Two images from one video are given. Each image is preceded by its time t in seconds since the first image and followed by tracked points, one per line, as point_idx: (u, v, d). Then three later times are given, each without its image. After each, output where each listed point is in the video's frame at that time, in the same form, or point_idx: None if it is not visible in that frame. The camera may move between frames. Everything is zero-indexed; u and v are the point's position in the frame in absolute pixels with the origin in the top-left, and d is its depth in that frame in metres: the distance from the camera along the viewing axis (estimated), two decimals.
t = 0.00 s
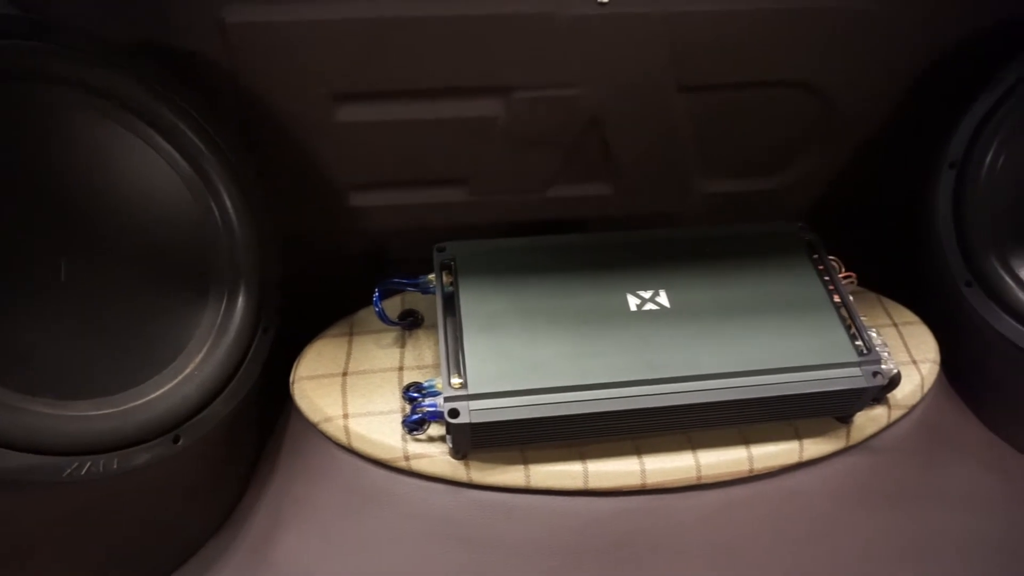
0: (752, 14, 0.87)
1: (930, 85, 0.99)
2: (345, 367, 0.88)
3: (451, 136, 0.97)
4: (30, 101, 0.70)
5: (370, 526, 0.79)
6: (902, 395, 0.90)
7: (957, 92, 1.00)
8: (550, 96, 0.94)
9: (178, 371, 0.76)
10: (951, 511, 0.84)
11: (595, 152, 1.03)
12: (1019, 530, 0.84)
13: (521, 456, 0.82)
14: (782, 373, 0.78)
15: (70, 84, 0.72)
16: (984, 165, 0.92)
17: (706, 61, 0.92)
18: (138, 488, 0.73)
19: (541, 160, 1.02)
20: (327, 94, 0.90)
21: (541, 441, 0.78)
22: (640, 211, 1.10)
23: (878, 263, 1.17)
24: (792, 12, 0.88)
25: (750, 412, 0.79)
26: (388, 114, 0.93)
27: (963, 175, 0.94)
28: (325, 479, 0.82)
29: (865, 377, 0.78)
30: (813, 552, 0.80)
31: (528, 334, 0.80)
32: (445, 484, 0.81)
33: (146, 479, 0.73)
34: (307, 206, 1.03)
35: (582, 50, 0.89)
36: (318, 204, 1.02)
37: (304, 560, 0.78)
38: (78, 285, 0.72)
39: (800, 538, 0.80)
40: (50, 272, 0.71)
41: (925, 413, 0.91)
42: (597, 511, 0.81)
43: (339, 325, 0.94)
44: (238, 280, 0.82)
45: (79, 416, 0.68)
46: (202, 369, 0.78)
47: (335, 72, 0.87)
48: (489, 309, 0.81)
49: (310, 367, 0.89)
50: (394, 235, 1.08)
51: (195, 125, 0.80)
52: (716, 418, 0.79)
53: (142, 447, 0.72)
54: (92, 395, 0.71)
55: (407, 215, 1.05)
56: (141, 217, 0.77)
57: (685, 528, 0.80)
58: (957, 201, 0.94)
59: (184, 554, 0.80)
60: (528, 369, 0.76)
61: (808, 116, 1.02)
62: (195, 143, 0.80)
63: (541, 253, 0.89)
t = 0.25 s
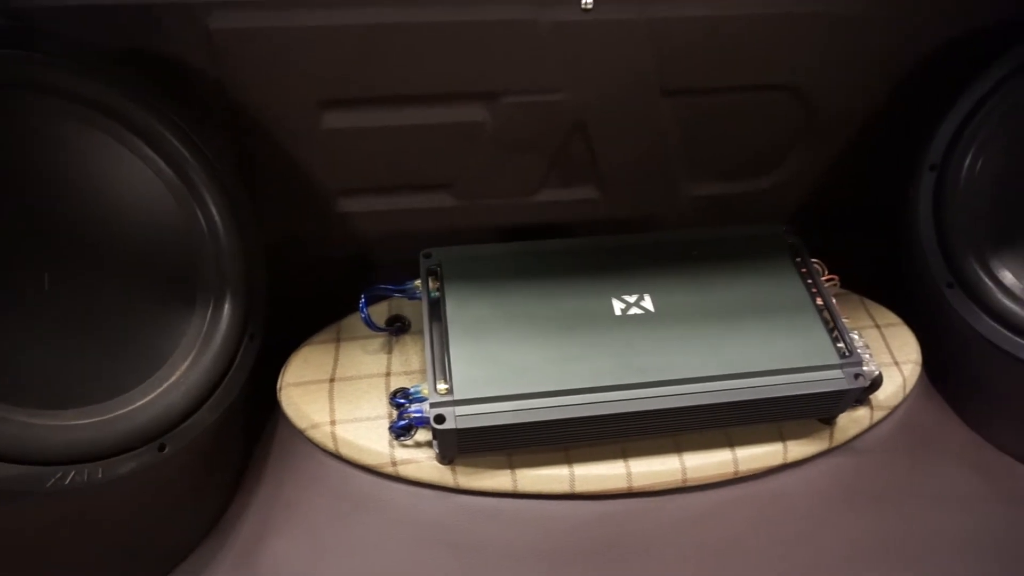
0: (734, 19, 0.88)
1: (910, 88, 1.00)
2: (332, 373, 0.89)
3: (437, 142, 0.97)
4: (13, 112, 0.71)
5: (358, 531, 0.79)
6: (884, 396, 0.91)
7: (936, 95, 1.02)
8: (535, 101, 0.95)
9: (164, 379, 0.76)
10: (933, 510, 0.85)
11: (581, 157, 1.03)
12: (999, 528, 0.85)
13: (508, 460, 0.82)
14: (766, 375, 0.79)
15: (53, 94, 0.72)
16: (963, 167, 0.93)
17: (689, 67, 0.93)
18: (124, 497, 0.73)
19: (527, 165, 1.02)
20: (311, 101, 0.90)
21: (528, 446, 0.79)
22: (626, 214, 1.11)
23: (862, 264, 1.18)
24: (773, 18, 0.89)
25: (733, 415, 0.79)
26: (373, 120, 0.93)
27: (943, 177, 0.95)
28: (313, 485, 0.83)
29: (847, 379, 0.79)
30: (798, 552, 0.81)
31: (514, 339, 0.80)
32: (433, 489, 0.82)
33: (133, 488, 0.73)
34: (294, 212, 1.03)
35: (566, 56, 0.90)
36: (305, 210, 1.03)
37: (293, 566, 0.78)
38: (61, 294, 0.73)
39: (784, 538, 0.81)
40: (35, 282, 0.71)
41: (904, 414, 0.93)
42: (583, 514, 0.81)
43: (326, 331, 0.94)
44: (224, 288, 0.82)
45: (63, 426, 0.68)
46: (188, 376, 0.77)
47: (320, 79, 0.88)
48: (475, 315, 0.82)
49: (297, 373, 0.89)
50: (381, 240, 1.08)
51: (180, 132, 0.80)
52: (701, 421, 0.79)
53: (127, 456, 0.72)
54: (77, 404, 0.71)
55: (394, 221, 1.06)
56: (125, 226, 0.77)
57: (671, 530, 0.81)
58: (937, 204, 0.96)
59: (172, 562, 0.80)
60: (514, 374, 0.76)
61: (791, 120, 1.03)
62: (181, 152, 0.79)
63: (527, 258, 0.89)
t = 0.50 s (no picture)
0: (719, 27, 0.89)
1: (895, 94, 1.02)
2: (326, 379, 0.90)
3: (428, 149, 0.99)
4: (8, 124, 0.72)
5: (352, 535, 0.81)
6: (869, 399, 0.92)
7: (922, 100, 1.03)
8: (525, 108, 0.96)
9: (159, 386, 0.77)
10: (918, 510, 0.87)
11: (571, 163, 1.05)
12: (984, 527, 0.86)
13: (500, 464, 0.84)
14: (751, 379, 0.80)
15: (47, 106, 0.73)
16: (947, 173, 0.94)
17: (676, 74, 0.95)
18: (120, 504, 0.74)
19: (518, 171, 1.03)
20: (303, 109, 0.91)
21: (519, 450, 0.80)
22: (617, 220, 1.12)
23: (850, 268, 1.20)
24: (758, 26, 0.90)
25: (721, 418, 0.81)
26: (365, 128, 0.95)
27: (927, 182, 0.97)
28: (308, 490, 0.84)
29: (833, 382, 0.80)
30: (787, 552, 0.82)
31: (505, 344, 0.81)
32: (426, 493, 0.83)
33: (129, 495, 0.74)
34: (288, 220, 1.04)
35: (555, 64, 0.91)
36: (298, 217, 1.04)
37: (288, 570, 0.79)
38: (57, 303, 0.74)
39: (773, 539, 0.82)
40: (31, 291, 0.73)
41: (890, 416, 0.95)
42: (575, 516, 0.82)
43: (320, 337, 0.95)
44: (219, 296, 0.82)
45: (59, 435, 0.69)
46: (183, 384, 0.78)
47: (311, 88, 0.89)
48: (466, 321, 0.83)
49: (291, 380, 0.90)
50: (374, 246, 1.09)
51: (174, 142, 0.80)
52: (690, 423, 0.81)
53: (123, 463, 0.73)
54: (72, 413, 0.72)
55: (387, 227, 1.07)
56: (120, 235, 0.78)
57: (661, 531, 0.82)
58: (922, 208, 0.97)
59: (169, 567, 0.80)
60: (505, 379, 0.78)
61: (778, 126, 1.05)
62: (175, 161, 0.80)
63: (518, 264, 0.90)
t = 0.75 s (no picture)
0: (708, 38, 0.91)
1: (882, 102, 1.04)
2: (325, 384, 0.92)
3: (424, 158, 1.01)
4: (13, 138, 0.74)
5: (352, 537, 0.82)
6: (856, 401, 0.95)
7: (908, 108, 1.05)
8: (519, 117, 0.98)
9: (161, 393, 0.79)
10: (904, 509, 0.89)
11: (564, 170, 1.07)
12: (968, 525, 0.89)
13: (495, 466, 0.86)
14: (740, 383, 0.82)
15: (51, 119, 0.75)
16: (931, 180, 0.96)
17: (667, 83, 0.97)
18: (125, 507, 0.75)
19: (512, 179, 1.05)
20: (301, 119, 0.93)
21: (514, 453, 0.82)
22: (609, 226, 1.14)
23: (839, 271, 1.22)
24: (745, 37, 0.92)
25: (711, 421, 0.83)
26: (362, 138, 0.96)
27: (913, 188, 0.99)
28: (308, 493, 0.86)
29: (820, 385, 0.83)
30: (776, 551, 0.84)
31: (500, 350, 0.83)
32: (424, 495, 0.85)
33: (133, 499, 0.75)
34: (287, 227, 1.05)
35: (548, 75, 0.93)
36: (297, 225, 1.05)
37: (288, 571, 0.81)
38: (61, 312, 0.76)
39: (762, 537, 0.85)
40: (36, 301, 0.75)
41: (878, 417, 0.97)
42: (569, 517, 0.84)
43: (319, 343, 0.97)
44: (219, 304, 0.84)
45: (65, 440, 0.71)
46: (186, 390, 0.80)
47: (309, 99, 0.90)
48: (463, 327, 0.85)
49: (291, 385, 0.92)
50: (371, 253, 1.11)
51: (175, 153, 0.82)
52: (680, 426, 0.83)
53: (127, 468, 0.74)
54: (78, 419, 0.73)
55: (384, 234, 1.08)
56: (122, 245, 0.80)
57: (653, 531, 0.84)
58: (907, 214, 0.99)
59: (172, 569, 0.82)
60: (500, 384, 0.80)
61: (766, 133, 1.07)
62: (176, 172, 0.82)
63: (513, 270, 0.92)
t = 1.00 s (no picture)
0: (697, 51, 0.94)
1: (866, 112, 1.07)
2: (327, 389, 0.94)
3: (422, 168, 1.03)
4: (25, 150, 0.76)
5: (354, 537, 0.85)
6: (843, 403, 0.98)
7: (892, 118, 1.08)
8: (514, 128, 1.00)
9: (168, 399, 0.81)
10: (889, 507, 0.92)
11: (559, 179, 1.09)
12: (950, 523, 0.92)
13: (494, 468, 0.88)
14: (730, 386, 0.85)
15: (62, 133, 0.78)
16: (914, 188, 0.99)
17: (658, 96, 0.99)
18: (134, 510, 0.78)
19: (508, 188, 1.08)
20: (303, 131, 0.95)
21: (512, 455, 0.84)
22: (603, 233, 1.17)
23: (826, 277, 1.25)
24: (734, 51, 0.95)
25: (701, 423, 0.86)
26: (362, 148, 0.99)
27: (896, 197, 1.02)
28: (311, 495, 0.88)
29: (807, 387, 0.85)
30: (766, 549, 0.87)
31: (498, 355, 0.86)
32: (424, 496, 0.87)
33: (142, 501, 0.78)
34: (288, 236, 1.08)
35: (542, 87, 0.96)
36: (298, 233, 1.08)
37: (292, 571, 0.83)
38: (72, 320, 0.78)
39: (751, 535, 0.87)
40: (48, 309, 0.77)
41: (864, 418, 1.00)
42: (565, 517, 0.87)
43: (320, 349, 1.00)
44: (223, 313, 0.86)
45: (78, 445, 0.73)
46: (192, 396, 0.82)
47: (311, 111, 0.93)
48: (461, 333, 0.87)
49: (294, 390, 0.95)
50: (371, 260, 1.14)
51: (181, 165, 0.85)
52: (672, 428, 0.85)
53: (137, 471, 0.77)
54: (88, 424, 0.76)
55: (383, 242, 1.11)
56: (130, 255, 0.82)
57: (646, 529, 0.87)
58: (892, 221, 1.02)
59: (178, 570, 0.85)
60: (498, 388, 0.82)
61: (754, 142, 1.10)
62: (184, 186, 0.85)
63: (510, 278, 0.95)
